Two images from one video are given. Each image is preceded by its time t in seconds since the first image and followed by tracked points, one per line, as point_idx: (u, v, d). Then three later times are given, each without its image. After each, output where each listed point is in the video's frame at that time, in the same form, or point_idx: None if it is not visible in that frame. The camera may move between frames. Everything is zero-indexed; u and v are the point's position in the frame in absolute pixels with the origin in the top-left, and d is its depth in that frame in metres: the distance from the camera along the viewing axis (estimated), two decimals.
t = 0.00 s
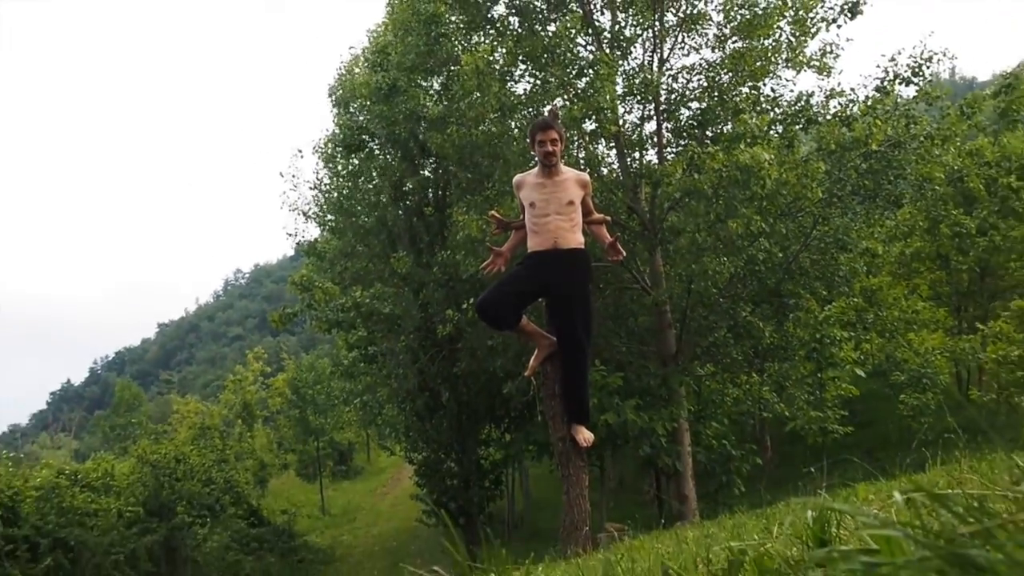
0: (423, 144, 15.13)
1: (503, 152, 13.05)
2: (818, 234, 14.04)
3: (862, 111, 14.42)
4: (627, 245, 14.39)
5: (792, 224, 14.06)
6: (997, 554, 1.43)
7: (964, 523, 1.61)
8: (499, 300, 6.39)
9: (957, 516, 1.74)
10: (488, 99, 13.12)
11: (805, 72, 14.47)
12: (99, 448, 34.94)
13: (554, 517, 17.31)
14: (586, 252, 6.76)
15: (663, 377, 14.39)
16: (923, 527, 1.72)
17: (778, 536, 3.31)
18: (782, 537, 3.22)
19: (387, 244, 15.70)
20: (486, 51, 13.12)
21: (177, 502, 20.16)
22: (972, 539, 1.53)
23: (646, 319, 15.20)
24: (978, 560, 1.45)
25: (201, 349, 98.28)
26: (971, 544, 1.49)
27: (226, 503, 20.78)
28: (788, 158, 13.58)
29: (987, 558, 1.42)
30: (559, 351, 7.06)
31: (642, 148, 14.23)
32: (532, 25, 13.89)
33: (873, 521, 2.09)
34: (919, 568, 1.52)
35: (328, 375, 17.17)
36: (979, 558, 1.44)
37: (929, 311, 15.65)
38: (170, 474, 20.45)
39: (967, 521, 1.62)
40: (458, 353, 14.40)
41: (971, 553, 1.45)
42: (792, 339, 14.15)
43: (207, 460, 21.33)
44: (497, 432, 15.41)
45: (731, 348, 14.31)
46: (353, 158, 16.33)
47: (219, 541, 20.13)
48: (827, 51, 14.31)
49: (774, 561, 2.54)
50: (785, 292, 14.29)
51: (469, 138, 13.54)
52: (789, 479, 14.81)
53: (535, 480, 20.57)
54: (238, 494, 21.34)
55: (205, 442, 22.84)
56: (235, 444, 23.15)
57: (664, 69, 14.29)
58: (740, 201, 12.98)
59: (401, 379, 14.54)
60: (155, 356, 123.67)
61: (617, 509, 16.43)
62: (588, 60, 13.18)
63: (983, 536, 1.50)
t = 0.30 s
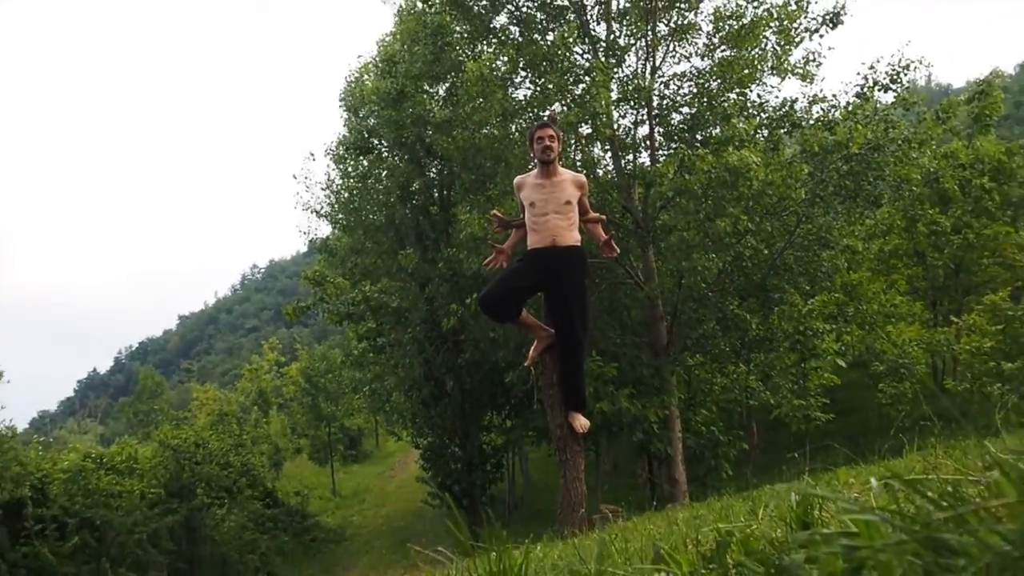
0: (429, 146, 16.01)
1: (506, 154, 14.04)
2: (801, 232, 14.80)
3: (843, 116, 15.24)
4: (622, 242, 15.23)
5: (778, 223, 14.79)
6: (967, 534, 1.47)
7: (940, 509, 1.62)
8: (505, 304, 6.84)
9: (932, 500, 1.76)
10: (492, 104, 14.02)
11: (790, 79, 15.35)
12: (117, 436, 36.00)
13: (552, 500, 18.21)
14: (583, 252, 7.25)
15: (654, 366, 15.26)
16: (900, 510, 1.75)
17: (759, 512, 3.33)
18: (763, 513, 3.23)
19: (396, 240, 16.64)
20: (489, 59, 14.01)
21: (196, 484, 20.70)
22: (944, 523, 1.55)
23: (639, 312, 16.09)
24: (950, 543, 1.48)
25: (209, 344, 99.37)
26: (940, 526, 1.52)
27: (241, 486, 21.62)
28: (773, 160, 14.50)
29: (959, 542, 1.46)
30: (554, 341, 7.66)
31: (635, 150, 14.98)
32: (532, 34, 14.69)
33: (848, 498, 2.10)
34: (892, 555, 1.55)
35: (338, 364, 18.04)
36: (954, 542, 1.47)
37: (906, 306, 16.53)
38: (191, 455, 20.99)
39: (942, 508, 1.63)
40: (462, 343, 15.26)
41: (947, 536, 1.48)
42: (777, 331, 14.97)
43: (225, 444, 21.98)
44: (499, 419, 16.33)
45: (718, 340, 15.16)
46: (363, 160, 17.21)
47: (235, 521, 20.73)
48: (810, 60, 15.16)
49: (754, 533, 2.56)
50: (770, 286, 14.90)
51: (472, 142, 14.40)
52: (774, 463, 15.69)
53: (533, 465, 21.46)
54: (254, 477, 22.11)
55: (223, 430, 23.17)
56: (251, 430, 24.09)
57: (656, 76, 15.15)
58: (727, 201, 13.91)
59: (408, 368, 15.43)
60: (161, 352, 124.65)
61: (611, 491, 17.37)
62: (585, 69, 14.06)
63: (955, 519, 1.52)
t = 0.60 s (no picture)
0: (434, 151, 16.77)
1: (509, 158, 14.97)
2: (787, 233, 15.55)
3: (828, 122, 16.12)
4: (618, 241, 16.10)
5: (764, 224, 15.59)
6: (938, 515, 1.54)
7: (910, 491, 1.70)
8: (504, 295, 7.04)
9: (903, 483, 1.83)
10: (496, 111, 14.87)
11: (777, 88, 16.20)
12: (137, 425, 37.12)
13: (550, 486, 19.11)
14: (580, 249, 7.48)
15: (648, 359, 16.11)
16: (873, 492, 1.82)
17: (746, 500, 3.47)
18: (749, 501, 3.36)
19: (404, 240, 17.55)
20: (494, 68, 14.88)
21: (215, 469, 20.13)
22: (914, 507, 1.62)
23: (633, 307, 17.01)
24: (921, 526, 1.55)
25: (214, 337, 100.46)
26: (910, 508, 1.60)
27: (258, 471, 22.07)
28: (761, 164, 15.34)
29: (929, 524, 1.53)
30: (553, 336, 7.87)
31: (631, 154, 15.69)
32: (534, 44, 15.60)
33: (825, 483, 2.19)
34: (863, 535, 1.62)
35: (349, 356, 18.96)
36: (924, 525, 1.54)
37: (887, 302, 17.41)
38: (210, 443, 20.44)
39: (910, 488, 1.70)
40: (467, 337, 16.14)
41: (916, 518, 1.55)
42: (763, 326, 15.85)
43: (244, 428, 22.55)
44: (500, 408, 17.26)
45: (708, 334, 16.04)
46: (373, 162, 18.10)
47: (253, 504, 19.84)
48: (796, 69, 16.02)
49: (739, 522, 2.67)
50: (758, 284, 15.63)
51: (477, 146, 15.28)
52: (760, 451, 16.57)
53: (534, 452, 22.42)
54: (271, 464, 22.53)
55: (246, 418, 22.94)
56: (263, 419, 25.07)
57: (650, 85, 16.04)
58: (719, 203, 14.88)
59: (415, 360, 16.33)
60: (166, 345, 125.83)
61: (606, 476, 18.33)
62: (583, 77, 14.94)
63: (922, 502, 1.59)
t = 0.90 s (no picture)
0: (441, 152, 17.77)
1: (511, 159, 15.86)
2: (774, 231, 16.26)
3: (813, 125, 17.01)
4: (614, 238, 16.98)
5: (752, 222, 16.16)
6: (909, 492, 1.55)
7: (883, 470, 1.71)
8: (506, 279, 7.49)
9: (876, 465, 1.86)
10: (499, 115, 15.75)
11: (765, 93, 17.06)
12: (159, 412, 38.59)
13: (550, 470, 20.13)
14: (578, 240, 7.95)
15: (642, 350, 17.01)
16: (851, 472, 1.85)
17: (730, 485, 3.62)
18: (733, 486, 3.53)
19: (412, 236, 18.49)
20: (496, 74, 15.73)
21: (232, 454, 20.58)
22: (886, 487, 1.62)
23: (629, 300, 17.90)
24: (894, 505, 1.56)
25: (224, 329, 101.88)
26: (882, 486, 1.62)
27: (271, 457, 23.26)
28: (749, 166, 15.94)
29: (901, 502, 1.53)
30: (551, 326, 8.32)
31: (626, 156, 16.63)
32: (534, 52, 16.38)
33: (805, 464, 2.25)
34: (841, 514, 1.64)
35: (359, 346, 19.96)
36: (896, 504, 1.55)
37: (869, 296, 18.31)
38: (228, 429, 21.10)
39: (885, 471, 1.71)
40: (470, 328, 17.04)
41: (891, 498, 1.56)
42: (751, 319, 16.72)
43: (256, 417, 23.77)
44: (503, 396, 18.19)
45: (699, 326, 16.90)
46: (382, 163, 19.03)
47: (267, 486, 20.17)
48: (783, 76, 16.89)
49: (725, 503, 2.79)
50: (746, 278, 16.36)
51: (480, 147, 16.13)
52: (747, 437, 17.52)
53: (536, 437, 23.37)
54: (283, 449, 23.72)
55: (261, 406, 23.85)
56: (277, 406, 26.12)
57: (645, 90, 16.90)
58: (708, 204, 15.52)
59: (422, 350, 17.28)
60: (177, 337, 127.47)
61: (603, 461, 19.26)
62: (581, 83, 15.84)
63: (897, 485, 1.60)
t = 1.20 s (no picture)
0: (447, 154, 18.69)
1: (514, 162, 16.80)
2: (763, 232, 17.20)
3: (799, 131, 17.97)
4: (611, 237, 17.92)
5: (742, 222, 17.13)
6: (879, 480, 1.53)
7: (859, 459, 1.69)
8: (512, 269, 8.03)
9: (856, 455, 1.83)
10: (503, 121, 16.71)
11: (754, 100, 18.00)
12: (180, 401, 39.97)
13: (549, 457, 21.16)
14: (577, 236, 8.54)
15: (637, 342, 18.15)
16: (828, 460, 1.82)
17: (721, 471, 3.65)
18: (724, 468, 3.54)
19: (419, 234, 19.49)
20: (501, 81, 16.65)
21: (249, 439, 21.30)
22: (859, 476, 1.62)
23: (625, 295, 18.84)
24: (865, 489, 1.55)
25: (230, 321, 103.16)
26: (858, 477, 1.59)
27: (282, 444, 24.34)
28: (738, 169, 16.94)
29: (870, 488, 1.52)
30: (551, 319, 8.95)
31: (622, 159, 17.51)
32: (536, 60, 17.27)
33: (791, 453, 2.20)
34: (815, 498, 1.62)
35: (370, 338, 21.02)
36: (867, 490, 1.53)
37: (852, 293, 19.28)
38: (245, 417, 21.98)
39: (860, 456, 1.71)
40: (474, 321, 17.93)
41: (860, 482, 1.55)
42: (740, 314, 17.69)
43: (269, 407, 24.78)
44: (505, 385, 19.16)
45: (691, 320, 17.86)
46: (391, 164, 19.97)
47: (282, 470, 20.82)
48: (771, 83, 17.84)
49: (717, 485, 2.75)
50: (735, 275, 17.35)
51: (485, 151, 17.06)
52: (736, 426, 18.47)
53: (537, 425, 24.35)
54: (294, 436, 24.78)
55: (276, 395, 24.95)
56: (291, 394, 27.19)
57: (640, 97, 17.84)
58: (701, 205, 16.49)
59: (429, 342, 18.27)
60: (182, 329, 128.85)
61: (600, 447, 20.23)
62: (581, 90, 16.81)
63: (866, 471, 1.59)
